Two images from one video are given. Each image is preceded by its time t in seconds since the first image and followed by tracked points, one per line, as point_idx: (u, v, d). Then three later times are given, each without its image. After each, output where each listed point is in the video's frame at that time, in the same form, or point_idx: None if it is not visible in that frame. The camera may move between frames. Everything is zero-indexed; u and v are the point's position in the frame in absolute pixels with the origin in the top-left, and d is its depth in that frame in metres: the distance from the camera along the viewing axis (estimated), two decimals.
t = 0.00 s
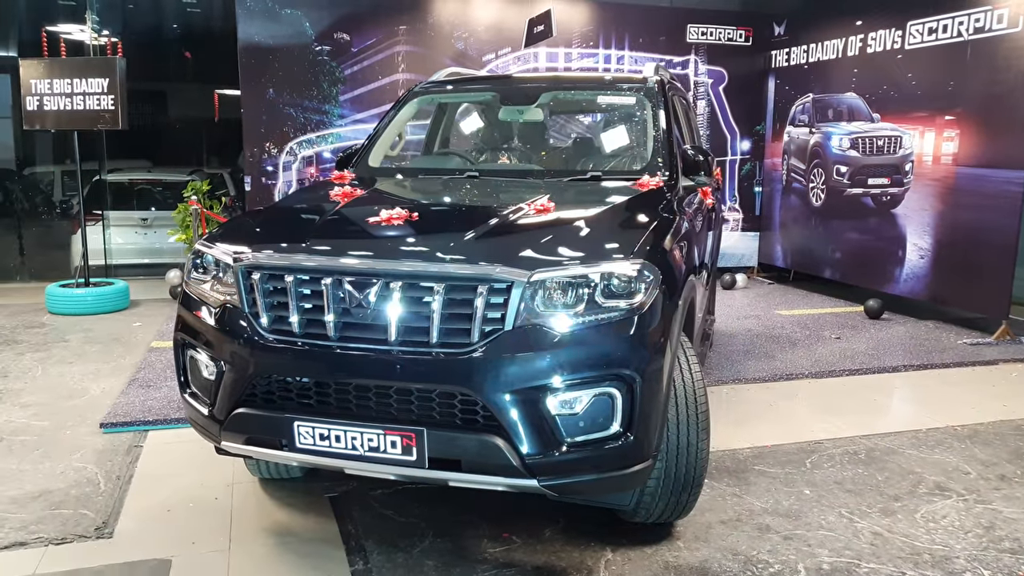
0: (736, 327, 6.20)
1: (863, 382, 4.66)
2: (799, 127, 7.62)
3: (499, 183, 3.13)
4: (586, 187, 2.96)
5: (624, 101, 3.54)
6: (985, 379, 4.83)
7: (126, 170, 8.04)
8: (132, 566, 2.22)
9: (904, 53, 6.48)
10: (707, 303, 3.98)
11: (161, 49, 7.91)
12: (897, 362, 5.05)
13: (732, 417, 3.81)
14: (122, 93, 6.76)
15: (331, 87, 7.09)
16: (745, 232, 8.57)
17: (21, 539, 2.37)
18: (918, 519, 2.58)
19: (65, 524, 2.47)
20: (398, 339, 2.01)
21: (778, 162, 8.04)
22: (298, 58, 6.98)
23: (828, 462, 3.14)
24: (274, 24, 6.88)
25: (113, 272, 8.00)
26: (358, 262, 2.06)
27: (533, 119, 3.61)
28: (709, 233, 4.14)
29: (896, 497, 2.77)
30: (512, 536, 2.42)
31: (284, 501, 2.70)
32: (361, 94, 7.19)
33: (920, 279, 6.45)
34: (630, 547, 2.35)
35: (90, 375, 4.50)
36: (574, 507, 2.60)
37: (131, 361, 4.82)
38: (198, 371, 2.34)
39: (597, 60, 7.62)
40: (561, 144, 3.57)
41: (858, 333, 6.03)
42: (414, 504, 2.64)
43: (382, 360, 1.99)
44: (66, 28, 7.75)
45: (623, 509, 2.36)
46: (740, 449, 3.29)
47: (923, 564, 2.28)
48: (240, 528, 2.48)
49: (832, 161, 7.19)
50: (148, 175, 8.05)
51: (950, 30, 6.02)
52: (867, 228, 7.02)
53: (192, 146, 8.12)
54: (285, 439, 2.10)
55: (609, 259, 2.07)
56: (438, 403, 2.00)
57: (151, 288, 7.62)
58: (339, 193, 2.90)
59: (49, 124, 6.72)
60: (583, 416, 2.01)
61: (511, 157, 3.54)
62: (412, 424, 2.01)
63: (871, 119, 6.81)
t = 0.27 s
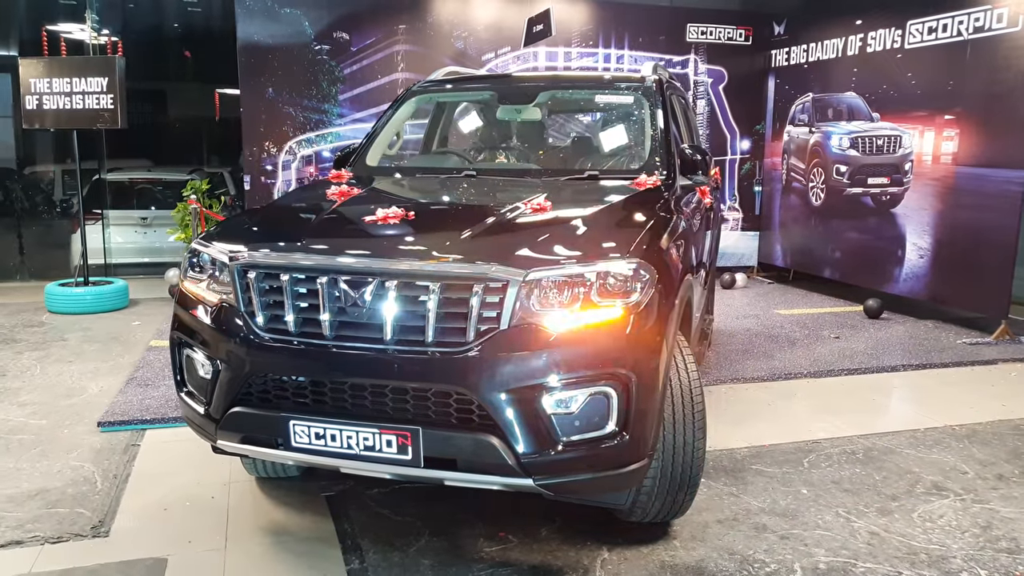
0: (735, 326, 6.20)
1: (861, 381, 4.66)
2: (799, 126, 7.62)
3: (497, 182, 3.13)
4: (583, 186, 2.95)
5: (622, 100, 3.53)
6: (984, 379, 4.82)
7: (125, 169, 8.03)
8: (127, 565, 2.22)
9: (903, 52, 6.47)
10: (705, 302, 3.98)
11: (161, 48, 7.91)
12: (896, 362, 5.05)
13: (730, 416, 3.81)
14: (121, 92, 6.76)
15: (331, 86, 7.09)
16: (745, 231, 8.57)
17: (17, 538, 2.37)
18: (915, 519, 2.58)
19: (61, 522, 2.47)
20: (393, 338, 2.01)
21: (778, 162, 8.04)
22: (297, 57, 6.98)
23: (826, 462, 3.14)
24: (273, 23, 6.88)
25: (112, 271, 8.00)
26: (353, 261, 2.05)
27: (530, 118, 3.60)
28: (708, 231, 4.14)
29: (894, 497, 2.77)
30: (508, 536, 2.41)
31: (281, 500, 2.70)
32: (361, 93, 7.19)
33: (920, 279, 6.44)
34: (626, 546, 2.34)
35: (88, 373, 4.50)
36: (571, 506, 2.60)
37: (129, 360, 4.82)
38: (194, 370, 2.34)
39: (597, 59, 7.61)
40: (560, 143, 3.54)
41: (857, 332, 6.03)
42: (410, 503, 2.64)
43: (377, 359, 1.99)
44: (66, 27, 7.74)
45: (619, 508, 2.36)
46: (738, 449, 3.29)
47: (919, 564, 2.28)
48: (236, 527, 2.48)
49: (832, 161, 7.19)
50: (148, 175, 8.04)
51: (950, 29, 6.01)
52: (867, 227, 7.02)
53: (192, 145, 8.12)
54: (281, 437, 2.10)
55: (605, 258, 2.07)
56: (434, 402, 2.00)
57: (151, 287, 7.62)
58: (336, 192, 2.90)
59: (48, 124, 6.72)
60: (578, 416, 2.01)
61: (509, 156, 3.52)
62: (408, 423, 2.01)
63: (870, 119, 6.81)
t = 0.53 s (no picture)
0: (736, 325, 6.19)
1: (862, 380, 4.65)
2: (800, 124, 7.60)
3: (495, 179, 3.12)
4: (582, 184, 2.94)
5: (622, 97, 3.50)
6: (985, 378, 4.81)
7: (126, 167, 8.03)
8: (123, 563, 2.21)
9: (905, 50, 6.45)
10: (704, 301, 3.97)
11: (161, 46, 7.90)
12: (897, 360, 5.03)
13: (730, 415, 3.80)
14: (121, 90, 6.75)
15: (331, 84, 7.08)
16: (746, 230, 8.55)
17: (14, 536, 2.36)
18: (914, 518, 2.57)
19: (58, 521, 2.46)
20: (390, 335, 2.00)
21: (779, 160, 8.02)
22: (297, 55, 6.97)
23: (825, 461, 3.12)
24: (273, 20, 6.87)
25: (112, 270, 7.90)
26: (350, 258, 2.04)
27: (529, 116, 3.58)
28: (707, 229, 4.13)
29: (893, 496, 2.76)
30: (506, 534, 2.40)
31: (278, 498, 2.69)
32: (361, 91, 7.17)
33: (921, 278, 6.43)
34: (624, 546, 2.33)
35: (87, 371, 4.50)
36: (569, 505, 2.59)
37: (128, 358, 4.82)
38: (191, 368, 2.33)
39: (597, 57, 7.60)
40: (560, 141, 3.54)
41: (858, 331, 6.01)
42: (408, 502, 2.63)
43: (374, 357, 1.98)
44: (66, 24, 7.72)
45: (617, 507, 2.35)
46: (737, 448, 3.28)
47: (919, 563, 2.26)
48: (233, 525, 2.47)
49: (833, 159, 7.17)
50: (149, 172, 8.00)
51: (951, 27, 5.99)
52: (868, 226, 7.00)
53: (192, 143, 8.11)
54: (277, 436, 2.09)
55: (603, 256, 2.05)
56: (431, 401, 1.99)
57: (151, 285, 7.61)
58: (334, 189, 2.89)
59: (47, 121, 6.72)
60: (576, 414, 2.00)
61: (509, 154, 3.52)
62: (405, 421, 2.00)
63: (871, 117, 6.79)
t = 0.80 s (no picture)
0: (736, 327, 6.18)
1: (862, 382, 4.64)
2: (800, 126, 7.59)
3: (493, 181, 3.12)
4: (581, 186, 2.94)
5: (621, 99, 3.52)
6: (986, 379, 4.80)
7: (126, 169, 8.02)
8: (121, 565, 2.21)
9: (905, 51, 6.45)
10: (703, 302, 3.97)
11: (161, 48, 7.91)
12: (898, 362, 5.03)
13: (730, 417, 3.79)
14: (121, 92, 6.75)
15: (331, 86, 7.08)
16: (746, 232, 8.55)
17: (12, 538, 2.36)
18: (914, 520, 2.56)
19: (56, 523, 2.46)
20: (387, 337, 1.99)
21: (779, 161, 8.01)
22: (297, 56, 6.97)
23: (824, 462, 3.12)
24: (273, 22, 6.87)
25: (112, 272, 7.89)
26: (348, 260, 2.04)
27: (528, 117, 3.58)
28: (707, 231, 4.13)
29: (893, 498, 2.75)
30: (504, 537, 2.40)
31: (276, 500, 2.69)
32: (361, 93, 7.17)
33: (921, 279, 6.42)
34: (623, 548, 2.33)
35: (86, 373, 4.50)
36: (568, 507, 2.58)
37: (128, 360, 4.82)
38: (188, 370, 2.32)
39: (597, 59, 7.60)
40: (559, 142, 3.54)
41: (858, 332, 6.01)
42: (406, 504, 2.62)
43: (372, 359, 1.97)
44: (67, 27, 7.73)
45: (616, 510, 2.34)
46: (737, 449, 3.27)
47: (918, 565, 2.26)
48: (231, 527, 2.46)
49: (833, 160, 7.17)
50: (149, 174, 8.01)
51: (951, 28, 5.99)
52: (868, 227, 6.99)
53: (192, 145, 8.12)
54: (274, 438, 2.09)
55: (601, 257, 2.05)
56: (428, 402, 1.99)
57: (151, 287, 7.62)
58: (332, 190, 2.88)
59: (48, 123, 6.72)
60: (574, 416, 2.00)
61: (508, 156, 3.52)
62: (402, 423, 1.99)
63: (872, 118, 6.78)
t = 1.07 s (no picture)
0: (737, 325, 6.18)
1: (862, 380, 4.64)
2: (801, 125, 7.59)
3: (493, 178, 3.12)
4: (582, 183, 2.94)
5: (622, 97, 3.50)
6: (987, 378, 4.80)
7: (126, 168, 8.04)
8: (122, 562, 2.21)
9: (906, 50, 6.45)
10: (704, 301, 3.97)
11: (162, 46, 7.91)
12: (899, 361, 5.03)
13: (731, 415, 3.79)
14: (122, 90, 6.75)
15: (332, 85, 7.08)
16: (747, 231, 8.54)
17: (13, 535, 2.36)
18: (915, 518, 2.56)
19: (57, 520, 2.46)
20: (388, 334, 1.99)
21: (780, 160, 8.00)
22: (298, 55, 6.97)
23: (825, 461, 3.12)
24: (274, 21, 6.87)
25: (114, 270, 7.89)
26: (349, 257, 2.04)
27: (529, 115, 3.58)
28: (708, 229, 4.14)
29: (894, 496, 2.75)
30: (505, 534, 2.40)
31: (277, 498, 2.69)
32: (362, 92, 7.17)
33: (922, 278, 6.41)
34: (624, 545, 2.33)
35: (87, 371, 4.50)
36: (568, 505, 2.58)
37: (129, 358, 4.82)
38: (189, 367, 2.32)
39: (598, 58, 7.60)
40: (560, 140, 3.53)
41: (859, 331, 6.00)
42: (407, 501, 2.63)
43: (372, 356, 1.98)
44: (68, 26, 7.76)
45: (616, 507, 2.34)
46: (737, 447, 3.27)
47: (919, 563, 2.26)
48: (232, 524, 2.46)
49: (834, 159, 7.17)
50: (150, 173, 7.99)
51: (952, 27, 5.99)
52: (869, 226, 6.99)
53: (193, 144, 8.12)
54: (275, 435, 2.09)
55: (602, 254, 2.05)
56: (429, 400, 1.99)
57: (152, 286, 7.62)
58: (332, 188, 2.88)
59: (49, 122, 6.73)
60: (574, 413, 2.00)
61: (509, 154, 3.52)
62: (403, 420, 1.99)
63: (873, 117, 6.78)
